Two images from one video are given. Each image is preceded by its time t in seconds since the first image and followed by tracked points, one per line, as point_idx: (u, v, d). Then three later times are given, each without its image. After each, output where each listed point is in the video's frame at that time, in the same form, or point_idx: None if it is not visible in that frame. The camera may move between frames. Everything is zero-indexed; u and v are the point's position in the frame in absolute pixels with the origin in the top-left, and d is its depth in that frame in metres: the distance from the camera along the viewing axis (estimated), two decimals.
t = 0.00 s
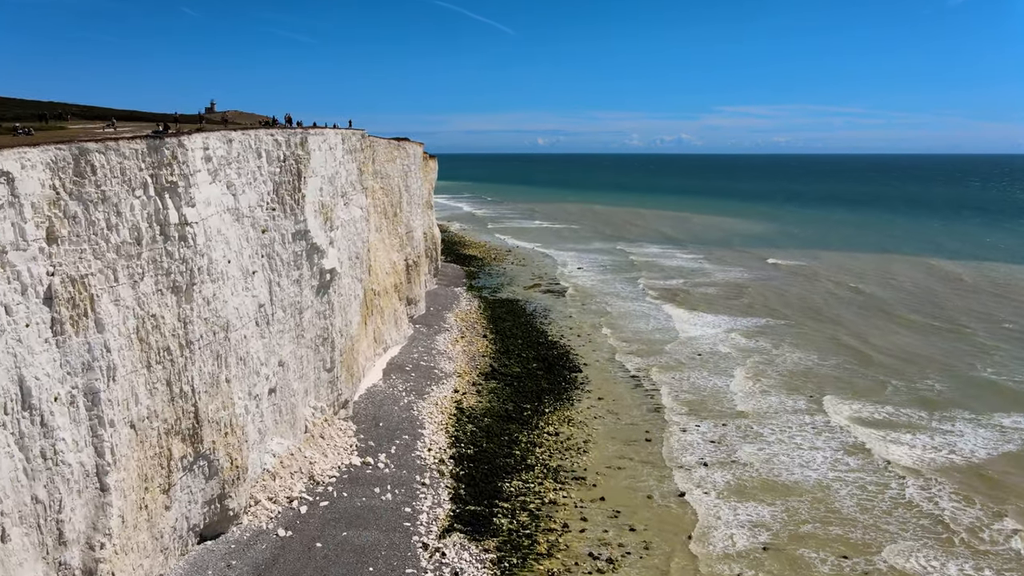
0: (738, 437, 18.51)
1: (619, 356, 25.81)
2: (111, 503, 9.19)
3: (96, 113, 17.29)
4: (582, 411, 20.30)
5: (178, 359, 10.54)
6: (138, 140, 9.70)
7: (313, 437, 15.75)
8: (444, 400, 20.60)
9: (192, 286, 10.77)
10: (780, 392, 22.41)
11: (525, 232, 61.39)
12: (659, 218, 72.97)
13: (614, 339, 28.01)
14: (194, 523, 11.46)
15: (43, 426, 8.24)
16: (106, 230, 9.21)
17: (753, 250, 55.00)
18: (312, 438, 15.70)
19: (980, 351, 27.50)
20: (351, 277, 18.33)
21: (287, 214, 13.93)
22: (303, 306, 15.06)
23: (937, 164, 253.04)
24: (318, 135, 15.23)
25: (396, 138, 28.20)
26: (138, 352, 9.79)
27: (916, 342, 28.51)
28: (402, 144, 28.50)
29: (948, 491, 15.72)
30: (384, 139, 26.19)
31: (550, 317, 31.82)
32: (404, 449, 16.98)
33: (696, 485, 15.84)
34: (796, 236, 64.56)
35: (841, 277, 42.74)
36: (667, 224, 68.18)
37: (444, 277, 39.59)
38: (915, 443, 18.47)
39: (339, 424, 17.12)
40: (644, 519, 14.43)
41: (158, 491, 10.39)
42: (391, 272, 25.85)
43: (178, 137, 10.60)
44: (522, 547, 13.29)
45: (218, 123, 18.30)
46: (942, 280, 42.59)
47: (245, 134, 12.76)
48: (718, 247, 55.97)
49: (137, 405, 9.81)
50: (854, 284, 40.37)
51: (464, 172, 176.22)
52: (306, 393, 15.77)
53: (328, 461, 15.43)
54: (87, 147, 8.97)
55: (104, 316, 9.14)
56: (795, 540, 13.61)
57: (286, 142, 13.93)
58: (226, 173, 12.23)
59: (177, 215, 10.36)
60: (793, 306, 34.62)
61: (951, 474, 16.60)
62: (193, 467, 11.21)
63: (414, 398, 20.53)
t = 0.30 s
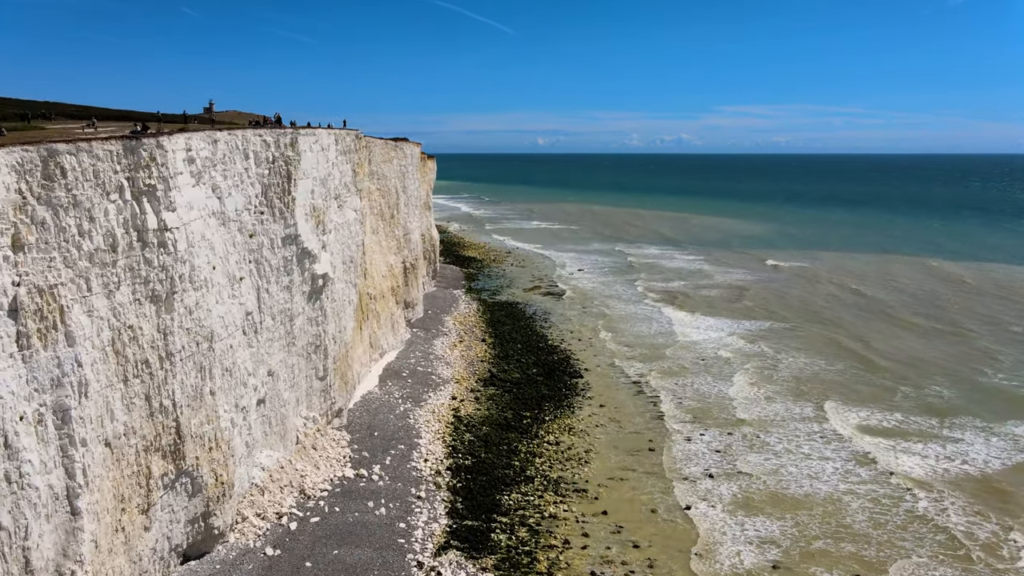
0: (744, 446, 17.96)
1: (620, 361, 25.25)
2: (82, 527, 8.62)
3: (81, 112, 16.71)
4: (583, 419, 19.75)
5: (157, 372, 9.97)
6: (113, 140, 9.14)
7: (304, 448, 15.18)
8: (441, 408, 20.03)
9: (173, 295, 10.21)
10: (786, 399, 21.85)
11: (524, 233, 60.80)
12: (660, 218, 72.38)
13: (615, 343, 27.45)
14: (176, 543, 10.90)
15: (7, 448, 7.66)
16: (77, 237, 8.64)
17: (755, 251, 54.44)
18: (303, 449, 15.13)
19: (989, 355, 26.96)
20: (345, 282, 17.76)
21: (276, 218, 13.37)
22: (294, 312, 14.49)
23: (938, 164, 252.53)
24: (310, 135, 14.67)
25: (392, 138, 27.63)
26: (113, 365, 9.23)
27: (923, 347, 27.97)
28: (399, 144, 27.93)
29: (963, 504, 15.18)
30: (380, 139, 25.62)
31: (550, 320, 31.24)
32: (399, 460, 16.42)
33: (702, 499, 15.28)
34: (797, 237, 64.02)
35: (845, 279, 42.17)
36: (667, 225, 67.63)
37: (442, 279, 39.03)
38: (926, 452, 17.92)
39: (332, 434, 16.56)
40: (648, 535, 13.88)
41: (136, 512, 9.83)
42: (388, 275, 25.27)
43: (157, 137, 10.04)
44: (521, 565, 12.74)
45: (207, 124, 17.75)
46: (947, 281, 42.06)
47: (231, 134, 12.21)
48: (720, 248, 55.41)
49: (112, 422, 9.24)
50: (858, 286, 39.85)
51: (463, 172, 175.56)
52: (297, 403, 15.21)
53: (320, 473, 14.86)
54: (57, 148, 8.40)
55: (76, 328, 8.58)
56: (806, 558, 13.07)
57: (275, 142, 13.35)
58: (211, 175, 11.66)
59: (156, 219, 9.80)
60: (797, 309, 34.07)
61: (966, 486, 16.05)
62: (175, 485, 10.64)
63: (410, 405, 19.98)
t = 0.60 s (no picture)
0: (751, 456, 17.41)
1: (622, 366, 24.68)
2: (50, 555, 8.04)
3: (64, 112, 16.15)
4: (584, 428, 19.19)
5: (134, 387, 9.38)
6: (84, 141, 8.55)
7: (295, 460, 14.61)
8: (438, 416, 19.46)
9: (151, 305, 9.62)
10: (793, 406, 21.29)
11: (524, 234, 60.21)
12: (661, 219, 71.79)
13: (617, 348, 26.88)
14: (157, 566, 10.31)
15: None
16: (44, 244, 8.05)
17: (757, 252, 53.89)
18: (294, 462, 14.56)
19: (998, 360, 26.40)
20: (338, 287, 17.19)
21: (264, 222, 12.79)
22: (283, 320, 13.92)
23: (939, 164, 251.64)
24: (300, 135, 14.10)
25: (389, 138, 27.05)
26: (85, 381, 8.66)
27: (931, 351, 27.42)
28: (396, 144, 27.36)
29: (979, 518, 14.64)
30: (376, 139, 25.05)
31: (551, 324, 30.67)
32: (394, 471, 15.85)
33: (709, 512, 14.73)
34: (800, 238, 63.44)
35: (850, 281, 41.61)
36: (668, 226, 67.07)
37: (441, 281, 38.43)
38: (938, 462, 17.37)
39: (325, 445, 16.00)
40: (653, 552, 13.32)
41: (111, 535, 9.25)
42: (384, 278, 24.69)
43: (134, 138, 9.46)
44: None
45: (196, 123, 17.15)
46: (952, 283, 41.55)
47: (216, 135, 11.64)
48: (722, 249, 54.84)
49: (84, 442, 8.66)
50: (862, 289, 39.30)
51: (463, 172, 174.99)
52: (288, 413, 14.64)
53: (311, 487, 14.29)
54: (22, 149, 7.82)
55: (41, 343, 8.00)
56: None
57: (263, 143, 12.76)
58: (194, 178, 11.08)
59: (132, 225, 9.22)
60: (801, 312, 33.52)
61: (980, 499, 15.51)
62: (155, 505, 10.06)
63: (406, 413, 19.43)
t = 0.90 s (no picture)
0: (758, 467, 16.86)
1: (624, 372, 24.11)
2: None
3: (48, 112, 15.59)
4: (585, 437, 18.62)
5: (108, 404, 8.81)
6: (51, 142, 7.98)
7: (285, 474, 14.04)
8: (434, 425, 18.88)
9: (126, 316, 9.04)
10: (799, 413, 20.73)
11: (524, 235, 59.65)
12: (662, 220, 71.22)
13: (618, 352, 26.31)
14: None
15: None
16: (6, 253, 7.47)
17: (759, 253, 53.32)
18: (284, 476, 13.99)
19: (1008, 365, 25.84)
20: (331, 293, 16.61)
21: (252, 227, 12.22)
22: (272, 328, 13.35)
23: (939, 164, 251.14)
24: (290, 135, 13.53)
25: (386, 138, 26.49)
26: (53, 398, 8.08)
27: (939, 356, 26.85)
28: (392, 144, 26.79)
29: (996, 535, 14.10)
30: (372, 139, 24.48)
31: (551, 328, 30.10)
32: (388, 484, 15.28)
33: (715, 528, 14.18)
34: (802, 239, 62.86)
35: (854, 283, 41.06)
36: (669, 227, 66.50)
37: (439, 284, 37.87)
38: (951, 474, 16.82)
39: (317, 456, 15.43)
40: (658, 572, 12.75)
41: (83, 562, 8.67)
42: (380, 282, 24.13)
43: (108, 139, 8.88)
44: None
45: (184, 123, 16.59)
46: (958, 286, 40.97)
47: (199, 135, 11.06)
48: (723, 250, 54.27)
49: (51, 464, 8.09)
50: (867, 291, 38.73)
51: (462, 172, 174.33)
52: (278, 425, 14.07)
53: (301, 502, 13.71)
54: None
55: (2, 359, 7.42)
56: None
57: (250, 144, 12.18)
58: (175, 181, 10.51)
59: (104, 231, 8.65)
60: (806, 315, 32.97)
61: (996, 513, 14.97)
62: (132, 528, 9.47)
63: (402, 422, 18.87)
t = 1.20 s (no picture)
0: (765, 479, 16.31)
1: (626, 378, 23.54)
2: None
3: (29, 111, 15.02)
4: (587, 447, 18.06)
5: (77, 424, 8.24)
6: (12, 144, 7.41)
7: (274, 488, 13.48)
8: (431, 434, 18.31)
9: (98, 329, 8.47)
10: (806, 421, 20.18)
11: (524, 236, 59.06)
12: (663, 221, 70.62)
13: (620, 358, 25.76)
14: None
15: None
16: None
17: (761, 255, 52.76)
18: (272, 490, 13.42)
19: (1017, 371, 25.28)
20: (323, 299, 16.04)
21: (237, 231, 11.64)
22: (260, 337, 12.78)
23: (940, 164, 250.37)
24: (279, 135, 12.96)
25: (382, 139, 25.93)
26: (14, 419, 7.51)
27: (948, 361, 26.29)
28: (389, 145, 26.23)
29: (1013, 552, 13.57)
30: (368, 140, 23.90)
31: (551, 331, 29.53)
32: (382, 498, 14.72)
33: (723, 545, 13.63)
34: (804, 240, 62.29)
35: (858, 285, 40.49)
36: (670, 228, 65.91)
37: (438, 286, 37.32)
38: (964, 485, 16.28)
39: (308, 469, 14.87)
40: None
41: None
42: (376, 286, 23.57)
43: (77, 139, 8.31)
44: None
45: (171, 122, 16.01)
46: (964, 288, 40.37)
47: (180, 136, 10.50)
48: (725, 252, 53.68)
49: (14, 490, 7.52)
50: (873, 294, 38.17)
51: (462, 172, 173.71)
52: (266, 437, 13.51)
53: (290, 518, 13.14)
54: None
55: None
56: None
57: (235, 144, 11.61)
58: (154, 184, 9.93)
59: (72, 239, 8.07)
60: (811, 318, 32.40)
61: (1013, 528, 14.43)
62: (106, 553, 8.89)
63: (398, 431, 18.32)
